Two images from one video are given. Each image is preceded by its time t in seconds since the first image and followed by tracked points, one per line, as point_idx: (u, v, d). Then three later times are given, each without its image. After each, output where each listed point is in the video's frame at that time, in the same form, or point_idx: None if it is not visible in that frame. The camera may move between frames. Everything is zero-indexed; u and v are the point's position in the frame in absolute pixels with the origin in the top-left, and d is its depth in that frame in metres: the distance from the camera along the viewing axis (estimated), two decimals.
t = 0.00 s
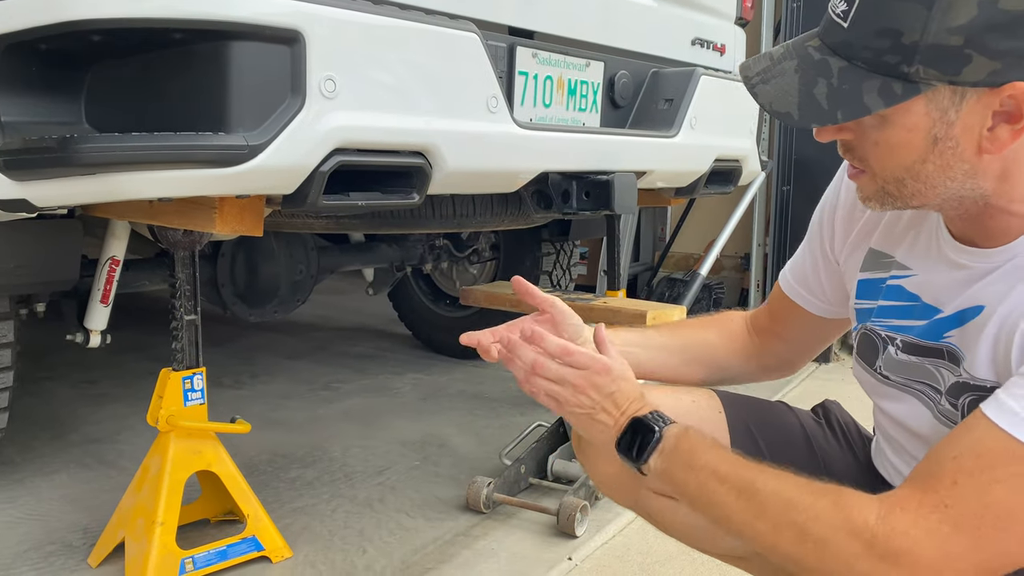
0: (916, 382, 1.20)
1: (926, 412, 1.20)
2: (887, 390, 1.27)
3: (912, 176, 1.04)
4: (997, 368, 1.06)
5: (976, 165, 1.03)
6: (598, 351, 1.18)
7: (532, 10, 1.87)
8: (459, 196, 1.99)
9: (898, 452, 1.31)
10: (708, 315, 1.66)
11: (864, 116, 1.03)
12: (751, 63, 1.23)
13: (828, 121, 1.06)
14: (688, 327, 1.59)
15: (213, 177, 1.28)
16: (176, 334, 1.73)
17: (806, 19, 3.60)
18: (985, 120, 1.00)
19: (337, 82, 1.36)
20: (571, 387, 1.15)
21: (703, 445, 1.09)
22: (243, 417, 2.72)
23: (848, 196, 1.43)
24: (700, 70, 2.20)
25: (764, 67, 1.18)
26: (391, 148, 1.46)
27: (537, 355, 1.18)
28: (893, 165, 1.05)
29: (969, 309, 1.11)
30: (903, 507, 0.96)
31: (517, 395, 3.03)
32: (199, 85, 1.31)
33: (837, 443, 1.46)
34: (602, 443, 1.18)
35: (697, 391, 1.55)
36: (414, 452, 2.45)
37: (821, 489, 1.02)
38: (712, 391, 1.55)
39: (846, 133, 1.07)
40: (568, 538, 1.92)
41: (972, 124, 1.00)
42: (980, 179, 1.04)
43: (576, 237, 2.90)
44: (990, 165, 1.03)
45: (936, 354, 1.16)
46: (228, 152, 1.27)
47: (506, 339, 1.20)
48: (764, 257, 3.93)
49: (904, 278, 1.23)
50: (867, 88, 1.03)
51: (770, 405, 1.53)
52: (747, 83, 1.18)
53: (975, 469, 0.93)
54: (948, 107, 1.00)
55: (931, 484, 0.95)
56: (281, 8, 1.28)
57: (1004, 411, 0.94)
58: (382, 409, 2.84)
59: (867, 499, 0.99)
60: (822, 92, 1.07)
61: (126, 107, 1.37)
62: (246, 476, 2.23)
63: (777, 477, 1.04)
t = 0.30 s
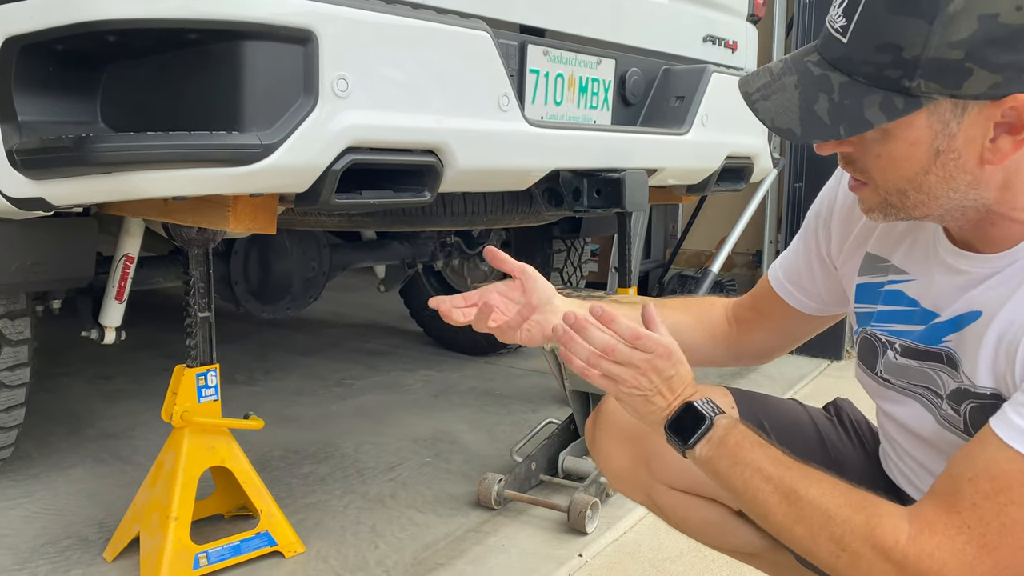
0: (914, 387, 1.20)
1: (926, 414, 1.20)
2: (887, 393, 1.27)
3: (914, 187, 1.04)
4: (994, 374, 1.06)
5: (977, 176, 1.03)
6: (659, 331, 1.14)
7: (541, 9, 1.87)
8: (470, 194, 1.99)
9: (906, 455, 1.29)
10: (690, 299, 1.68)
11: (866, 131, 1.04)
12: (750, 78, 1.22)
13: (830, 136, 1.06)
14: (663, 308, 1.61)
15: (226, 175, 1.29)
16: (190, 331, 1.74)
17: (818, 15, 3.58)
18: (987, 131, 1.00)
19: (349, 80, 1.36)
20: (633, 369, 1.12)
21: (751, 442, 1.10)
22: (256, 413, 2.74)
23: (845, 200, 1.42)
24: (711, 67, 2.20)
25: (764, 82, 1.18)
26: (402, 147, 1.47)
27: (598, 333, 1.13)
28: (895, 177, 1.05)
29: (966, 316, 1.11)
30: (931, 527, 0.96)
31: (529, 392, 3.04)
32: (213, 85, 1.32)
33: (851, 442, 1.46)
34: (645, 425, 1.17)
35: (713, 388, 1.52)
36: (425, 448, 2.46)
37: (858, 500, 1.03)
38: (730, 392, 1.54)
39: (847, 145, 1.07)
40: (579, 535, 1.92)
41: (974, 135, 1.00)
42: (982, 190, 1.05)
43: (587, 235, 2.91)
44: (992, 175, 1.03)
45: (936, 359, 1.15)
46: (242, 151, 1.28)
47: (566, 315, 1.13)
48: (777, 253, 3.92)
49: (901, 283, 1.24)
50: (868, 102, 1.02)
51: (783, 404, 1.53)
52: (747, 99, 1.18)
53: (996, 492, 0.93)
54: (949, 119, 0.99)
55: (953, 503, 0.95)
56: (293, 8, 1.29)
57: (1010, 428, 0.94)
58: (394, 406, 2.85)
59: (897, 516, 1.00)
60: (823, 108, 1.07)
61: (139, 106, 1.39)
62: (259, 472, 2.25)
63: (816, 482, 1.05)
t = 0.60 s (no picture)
0: (920, 386, 1.21)
1: (932, 412, 1.21)
2: (896, 389, 1.27)
3: (946, 184, 1.03)
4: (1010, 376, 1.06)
5: (1010, 175, 1.02)
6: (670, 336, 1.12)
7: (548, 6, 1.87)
8: (477, 190, 2.00)
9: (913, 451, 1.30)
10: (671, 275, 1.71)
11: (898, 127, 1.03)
12: (780, 68, 1.21)
13: (865, 131, 1.05)
14: (652, 285, 1.63)
15: (235, 173, 1.30)
16: (199, 327, 1.76)
17: (828, 11, 3.57)
18: None
19: (357, 78, 1.37)
20: (638, 377, 1.11)
21: (761, 446, 1.10)
22: (265, 409, 2.75)
23: (862, 184, 1.39)
24: (720, 63, 2.19)
25: (796, 73, 1.17)
26: (410, 144, 1.48)
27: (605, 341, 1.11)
28: (924, 174, 1.04)
29: (986, 318, 1.10)
30: (945, 537, 0.96)
31: (536, 388, 3.05)
32: (221, 83, 1.33)
33: (857, 439, 1.46)
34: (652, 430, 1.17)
35: (720, 386, 1.53)
36: (434, 444, 2.47)
37: (870, 508, 1.03)
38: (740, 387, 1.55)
39: (876, 140, 1.07)
40: (586, 531, 1.93)
41: (1010, 133, 0.99)
42: (1013, 189, 1.03)
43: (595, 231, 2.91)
44: None
45: (946, 360, 1.16)
46: (251, 149, 1.29)
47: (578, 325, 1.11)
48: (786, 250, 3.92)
49: (916, 277, 1.22)
50: (905, 98, 1.01)
51: (788, 399, 1.53)
52: (778, 92, 1.17)
53: (1010, 503, 0.93)
54: (986, 117, 0.98)
55: (968, 514, 0.95)
56: (301, 6, 1.29)
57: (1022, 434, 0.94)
58: (402, 402, 2.86)
59: (911, 526, 1.00)
60: (857, 101, 1.06)
61: (149, 104, 1.40)
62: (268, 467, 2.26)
63: (828, 491, 1.05)
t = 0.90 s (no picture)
0: (932, 377, 1.20)
1: (944, 405, 1.20)
2: (907, 381, 1.26)
3: (966, 166, 1.02)
4: None
5: None
6: (681, 327, 1.14)
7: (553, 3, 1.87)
8: (482, 186, 2.00)
9: (925, 450, 1.28)
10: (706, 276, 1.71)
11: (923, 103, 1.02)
12: (806, 40, 1.21)
13: (891, 106, 1.03)
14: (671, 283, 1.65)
15: (238, 169, 1.31)
16: (205, 324, 1.76)
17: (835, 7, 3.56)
18: None
19: (361, 74, 1.37)
20: (646, 361, 1.12)
21: (769, 439, 1.09)
22: (271, 405, 2.76)
23: (878, 177, 1.38)
24: (725, 59, 2.19)
25: (823, 44, 1.16)
26: (414, 141, 1.48)
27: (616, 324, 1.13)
28: (944, 154, 1.02)
29: (1002, 312, 1.09)
30: (952, 532, 0.96)
31: (541, 385, 3.05)
32: (226, 80, 1.33)
33: (858, 434, 1.46)
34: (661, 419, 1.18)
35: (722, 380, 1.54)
36: (439, 440, 2.47)
37: (875, 501, 1.03)
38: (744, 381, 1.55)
39: (897, 119, 1.06)
40: (591, 527, 1.93)
41: None
42: None
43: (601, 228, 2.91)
44: None
45: (958, 353, 1.15)
46: (256, 145, 1.30)
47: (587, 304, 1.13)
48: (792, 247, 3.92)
49: (930, 267, 1.21)
50: (934, 73, 1.01)
51: (789, 395, 1.53)
52: (804, 61, 1.16)
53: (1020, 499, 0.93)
54: (1015, 98, 0.98)
55: (976, 509, 0.95)
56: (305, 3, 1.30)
57: None
58: (408, 398, 2.87)
59: (917, 520, 1.00)
60: (885, 75, 1.05)
61: (155, 101, 1.40)
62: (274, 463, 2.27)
63: (836, 483, 1.05)
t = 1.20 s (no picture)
0: (949, 359, 1.18)
1: (959, 389, 1.17)
2: (920, 366, 1.23)
3: (987, 133, 0.98)
4: None
5: None
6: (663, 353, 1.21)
7: None
8: (486, 183, 2.00)
9: (938, 442, 1.26)
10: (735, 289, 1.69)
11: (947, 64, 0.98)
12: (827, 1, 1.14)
13: (916, 66, 0.99)
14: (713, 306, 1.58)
15: (243, 166, 1.31)
16: (210, 321, 1.77)
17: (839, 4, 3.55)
18: None
19: (366, 71, 1.37)
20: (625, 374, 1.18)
21: (778, 437, 1.06)
22: (276, 402, 2.77)
23: (888, 170, 1.38)
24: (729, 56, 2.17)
25: (844, 6, 1.10)
26: (418, 138, 1.48)
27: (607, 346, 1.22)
28: (965, 120, 0.99)
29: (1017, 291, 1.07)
30: (993, 509, 0.89)
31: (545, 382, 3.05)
32: (230, 77, 1.34)
33: (854, 431, 1.46)
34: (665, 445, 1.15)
35: (715, 376, 1.50)
36: (443, 437, 2.48)
37: (903, 484, 0.96)
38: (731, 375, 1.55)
39: (916, 85, 1.02)
40: (595, 524, 1.93)
41: None
42: None
43: (605, 225, 2.91)
44: None
45: (977, 332, 1.13)
46: (261, 142, 1.30)
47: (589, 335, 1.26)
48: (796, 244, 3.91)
49: (941, 253, 1.20)
50: (960, 32, 0.96)
51: (783, 392, 1.52)
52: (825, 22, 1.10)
53: None
54: None
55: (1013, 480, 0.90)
56: None
57: None
58: (412, 396, 2.87)
59: (950, 500, 0.93)
60: (910, 35, 1.00)
61: (160, 98, 1.40)
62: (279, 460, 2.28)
63: (855, 471, 0.99)
